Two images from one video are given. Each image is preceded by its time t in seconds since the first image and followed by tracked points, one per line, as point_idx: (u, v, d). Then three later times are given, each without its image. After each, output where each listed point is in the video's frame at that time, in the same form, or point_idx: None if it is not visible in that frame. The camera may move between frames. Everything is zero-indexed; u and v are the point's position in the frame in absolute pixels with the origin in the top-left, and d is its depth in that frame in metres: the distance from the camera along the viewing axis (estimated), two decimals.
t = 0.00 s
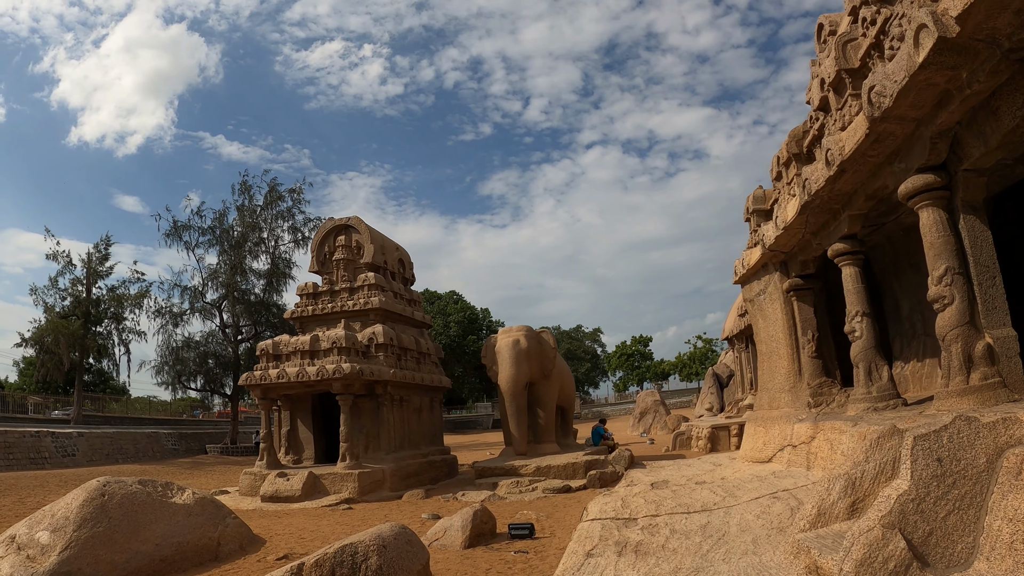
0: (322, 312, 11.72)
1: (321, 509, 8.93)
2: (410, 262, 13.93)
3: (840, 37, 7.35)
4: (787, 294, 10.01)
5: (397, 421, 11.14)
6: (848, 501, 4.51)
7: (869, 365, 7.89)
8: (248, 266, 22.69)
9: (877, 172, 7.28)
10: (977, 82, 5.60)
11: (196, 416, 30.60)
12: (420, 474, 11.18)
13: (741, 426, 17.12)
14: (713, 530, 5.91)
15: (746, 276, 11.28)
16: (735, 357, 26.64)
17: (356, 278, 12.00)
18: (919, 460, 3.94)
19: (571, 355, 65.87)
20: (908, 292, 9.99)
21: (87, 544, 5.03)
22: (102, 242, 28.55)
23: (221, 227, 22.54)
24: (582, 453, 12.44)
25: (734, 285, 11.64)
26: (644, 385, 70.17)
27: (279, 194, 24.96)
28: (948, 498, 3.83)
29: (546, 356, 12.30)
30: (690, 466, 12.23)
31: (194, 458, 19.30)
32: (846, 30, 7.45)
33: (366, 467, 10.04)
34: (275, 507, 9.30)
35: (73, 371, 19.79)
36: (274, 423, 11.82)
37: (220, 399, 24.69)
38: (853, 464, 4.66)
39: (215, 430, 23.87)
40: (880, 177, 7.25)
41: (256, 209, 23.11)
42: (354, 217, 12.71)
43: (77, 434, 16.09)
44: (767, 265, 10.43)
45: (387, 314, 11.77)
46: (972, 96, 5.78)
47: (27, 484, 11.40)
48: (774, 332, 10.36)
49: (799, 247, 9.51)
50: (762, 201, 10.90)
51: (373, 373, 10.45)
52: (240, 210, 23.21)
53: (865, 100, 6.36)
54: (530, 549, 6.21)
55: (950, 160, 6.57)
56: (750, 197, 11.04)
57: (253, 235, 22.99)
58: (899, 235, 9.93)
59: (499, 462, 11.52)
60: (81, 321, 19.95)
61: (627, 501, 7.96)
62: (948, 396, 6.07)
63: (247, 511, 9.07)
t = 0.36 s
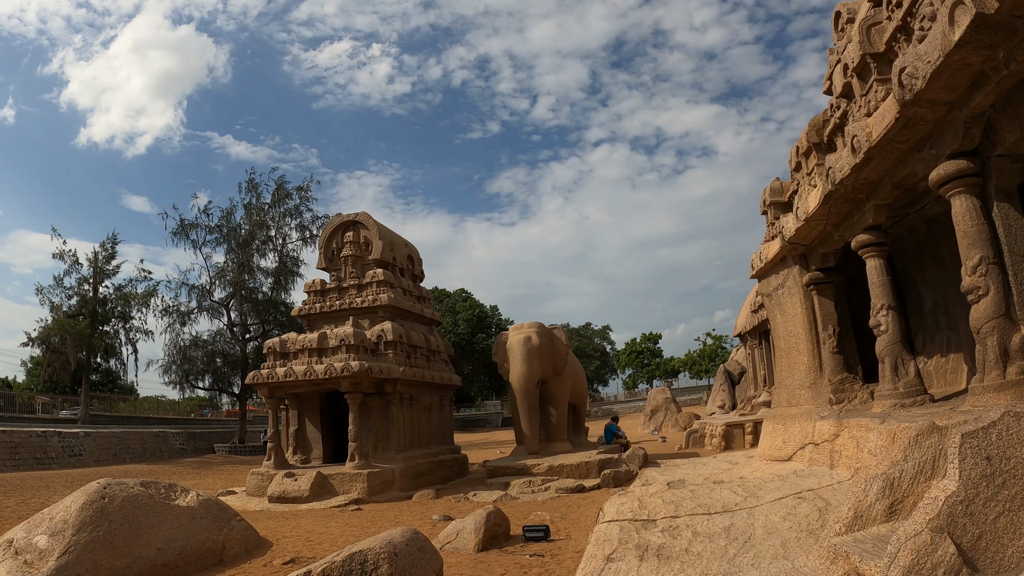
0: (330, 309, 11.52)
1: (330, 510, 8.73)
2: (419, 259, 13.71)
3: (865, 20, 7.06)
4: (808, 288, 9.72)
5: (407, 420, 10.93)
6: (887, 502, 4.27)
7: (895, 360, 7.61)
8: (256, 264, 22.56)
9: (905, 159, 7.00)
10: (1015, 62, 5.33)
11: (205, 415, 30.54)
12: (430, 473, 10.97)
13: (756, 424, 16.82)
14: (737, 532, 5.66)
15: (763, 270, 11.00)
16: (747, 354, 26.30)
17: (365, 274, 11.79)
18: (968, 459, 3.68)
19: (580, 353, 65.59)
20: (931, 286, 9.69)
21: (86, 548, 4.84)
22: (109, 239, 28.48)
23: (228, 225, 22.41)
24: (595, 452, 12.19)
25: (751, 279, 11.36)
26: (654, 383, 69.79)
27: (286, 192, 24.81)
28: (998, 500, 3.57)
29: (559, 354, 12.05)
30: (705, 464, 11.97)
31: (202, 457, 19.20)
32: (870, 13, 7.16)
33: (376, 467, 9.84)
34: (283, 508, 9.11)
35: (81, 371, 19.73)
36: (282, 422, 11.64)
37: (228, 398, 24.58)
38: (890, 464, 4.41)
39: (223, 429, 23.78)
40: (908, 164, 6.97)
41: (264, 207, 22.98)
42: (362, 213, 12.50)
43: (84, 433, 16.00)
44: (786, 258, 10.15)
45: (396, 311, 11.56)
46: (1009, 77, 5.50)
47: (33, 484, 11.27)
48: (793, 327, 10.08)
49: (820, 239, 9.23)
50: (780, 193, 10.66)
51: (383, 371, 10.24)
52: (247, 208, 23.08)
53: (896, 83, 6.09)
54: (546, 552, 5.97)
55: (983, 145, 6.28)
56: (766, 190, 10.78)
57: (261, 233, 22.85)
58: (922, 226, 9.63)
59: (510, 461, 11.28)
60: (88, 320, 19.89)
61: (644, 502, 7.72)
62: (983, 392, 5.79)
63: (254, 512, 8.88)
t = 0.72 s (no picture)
0: (340, 304, 11.31)
1: (339, 508, 8.52)
2: (429, 253, 13.48)
3: None
4: (830, 279, 9.43)
5: (417, 416, 10.71)
6: (932, 497, 4.00)
7: (924, 352, 7.32)
8: (264, 261, 22.41)
9: (937, 142, 6.71)
10: None
11: (213, 413, 30.46)
12: (441, 471, 10.75)
13: (772, 420, 16.51)
14: (765, 531, 5.40)
15: (782, 262, 10.73)
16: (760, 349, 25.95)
17: (374, 269, 11.56)
18: None
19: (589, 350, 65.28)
20: (958, 277, 9.31)
21: (86, 549, 4.63)
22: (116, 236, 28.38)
23: (236, 222, 22.27)
24: (609, 448, 11.93)
25: (770, 272, 11.08)
26: (663, 380, 69.36)
27: (294, 188, 24.65)
28: None
29: (572, 348, 11.82)
30: (722, 461, 11.69)
31: (209, 455, 19.08)
32: None
33: (386, 464, 9.63)
34: (291, 506, 8.91)
35: (88, 369, 19.64)
36: (290, 419, 11.44)
37: (236, 396, 24.46)
38: (935, 455, 4.15)
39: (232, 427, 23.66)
40: (940, 146, 6.68)
41: (272, 203, 22.84)
42: (371, 206, 12.27)
43: (91, 431, 15.89)
44: (807, 249, 9.86)
45: (407, 306, 11.35)
46: None
47: (39, 482, 11.12)
48: (814, 319, 9.78)
49: (843, 228, 8.94)
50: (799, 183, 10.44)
51: (393, 367, 10.02)
52: (255, 205, 22.93)
53: (931, 60, 5.80)
54: (565, 552, 5.73)
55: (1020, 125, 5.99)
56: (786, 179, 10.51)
57: (268, 230, 22.71)
58: (947, 215, 9.31)
59: (523, 458, 11.05)
60: (95, 318, 19.80)
61: (663, 499, 7.47)
62: None
63: (261, 511, 8.68)
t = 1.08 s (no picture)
0: (347, 300, 11.11)
1: (346, 508, 8.32)
2: (438, 249, 13.27)
3: None
4: (851, 272, 9.16)
5: (427, 414, 10.49)
6: (979, 496, 3.75)
7: (952, 345, 7.04)
8: (271, 259, 22.27)
9: (967, 127, 6.44)
10: None
11: (220, 411, 30.39)
12: (450, 470, 10.54)
13: (786, 418, 16.22)
14: (792, 531, 5.15)
15: (801, 255, 10.46)
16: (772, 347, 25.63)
17: (382, 264, 11.35)
18: None
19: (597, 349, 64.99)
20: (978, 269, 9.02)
21: (83, 551, 4.44)
22: (121, 234, 28.34)
23: (243, 220, 22.13)
24: (621, 446, 11.68)
25: (787, 266, 10.81)
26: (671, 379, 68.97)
27: (301, 186, 24.50)
28: None
29: (585, 345, 11.57)
30: (737, 459, 11.43)
31: (215, 454, 18.95)
32: None
33: (395, 463, 9.43)
34: (298, 506, 8.72)
35: (94, 367, 19.55)
36: (297, 417, 11.26)
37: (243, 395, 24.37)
38: (981, 451, 3.89)
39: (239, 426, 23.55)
40: (970, 131, 6.41)
41: (278, 201, 22.70)
42: (379, 201, 12.07)
43: (96, 430, 15.78)
44: (827, 241, 9.59)
45: (416, 302, 11.13)
46: None
47: (43, 481, 10.98)
48: (834, 314, 9.51)
49: (865, 219, 8.67)
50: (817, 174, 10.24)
51: (402, 364, 9.81)
52: (261, 202, 22.79)
53: (964, 39, 5.53)
54: (581, 553, 5.50)
55: None
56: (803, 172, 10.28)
57: (275, 228, 22.57)
58: (971, 206, 9.00)
59: (534, 457, 10.82)
60: (101, 316, 19.72)
61: (681, 499, 7.23)
62: None
63: (268, 510, 8.50)
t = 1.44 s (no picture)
0: (352, 294, 10.88)
1: (351, 506, 8.11)
2: (445, 243, 13.03)
3: None
4: (870, 264, 8.87)
5: (433, 411, 10.26)
6: None
7: (980, 337, 6.75)
8: (276, 255, 22.11)
9: (997, 108, 6.15)
10: None
11: (226, 409, 30.29)
12: (458, 468, 10.32)
13: (799, 415, 15.91)
14: (819, 533, 4.90)
15: (817, 248, 10.18)
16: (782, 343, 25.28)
17: (388, 258, 11.12)
18: None
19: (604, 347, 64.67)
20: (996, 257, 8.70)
21: (72, 551, 4.23)
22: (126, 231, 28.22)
23: (248, 216, 21.97)
24: (632, 444, 11.42)
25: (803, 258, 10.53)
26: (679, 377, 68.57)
27: (306, 181, 24.33)
28: None
29: (595, 340, 11.32)
30: (751, 457, 11.15)
31: (220, 451, 18.80)
32: None
33: (401, 461, 9.21)
34: (301, 504, 8.52)
35: (98, 364, 19.42)
36: (301, 414, 11.06)
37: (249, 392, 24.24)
38: None
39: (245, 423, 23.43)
40: (1001, 113, 6.13)
41: (284, 197, 22.54)
42: (384, 194, 11.84)
43: (100, 426, 15.64)
44: (845, 232, 9.31)
45: (422, 296, 10.90)
46: None
47: (44, 478, 10.82)
48: (853, 307, 9.23)
49: (886, 208, 8.40)
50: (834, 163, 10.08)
51: (408, 359, 9.58)
52: (266, 199, 22.63)
53: (998, 13, 5.25)
54: (594, 555, 5.25)
55: None
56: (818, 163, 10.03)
57: (281, 224, 22.40)
58: (994, 195, 8.70)
59: (543, 454, 10.59)
60: (105, 312, 19.60)
61: (697, 497, 6.99)
62: None
63: (270, 508, 8.30)
